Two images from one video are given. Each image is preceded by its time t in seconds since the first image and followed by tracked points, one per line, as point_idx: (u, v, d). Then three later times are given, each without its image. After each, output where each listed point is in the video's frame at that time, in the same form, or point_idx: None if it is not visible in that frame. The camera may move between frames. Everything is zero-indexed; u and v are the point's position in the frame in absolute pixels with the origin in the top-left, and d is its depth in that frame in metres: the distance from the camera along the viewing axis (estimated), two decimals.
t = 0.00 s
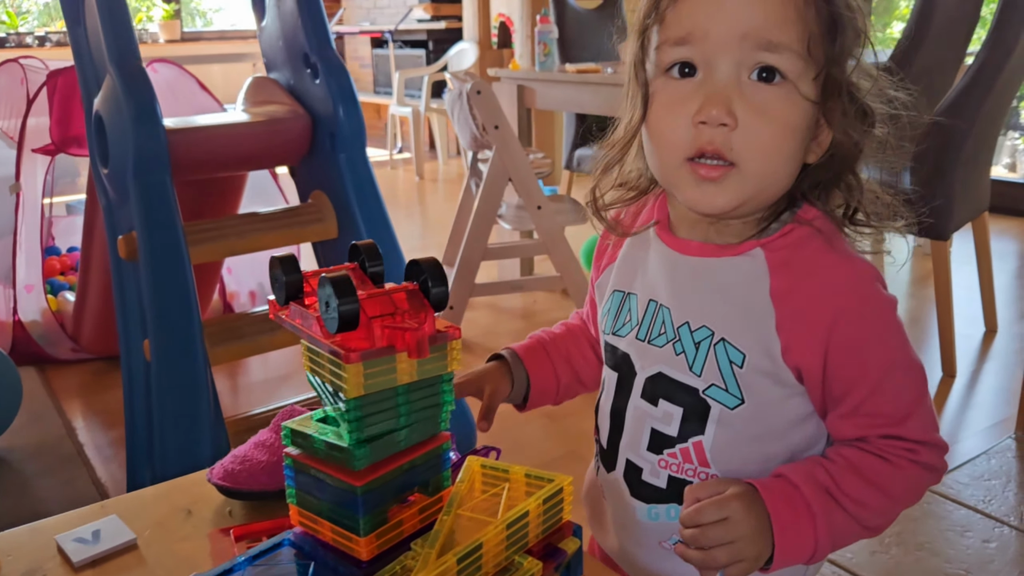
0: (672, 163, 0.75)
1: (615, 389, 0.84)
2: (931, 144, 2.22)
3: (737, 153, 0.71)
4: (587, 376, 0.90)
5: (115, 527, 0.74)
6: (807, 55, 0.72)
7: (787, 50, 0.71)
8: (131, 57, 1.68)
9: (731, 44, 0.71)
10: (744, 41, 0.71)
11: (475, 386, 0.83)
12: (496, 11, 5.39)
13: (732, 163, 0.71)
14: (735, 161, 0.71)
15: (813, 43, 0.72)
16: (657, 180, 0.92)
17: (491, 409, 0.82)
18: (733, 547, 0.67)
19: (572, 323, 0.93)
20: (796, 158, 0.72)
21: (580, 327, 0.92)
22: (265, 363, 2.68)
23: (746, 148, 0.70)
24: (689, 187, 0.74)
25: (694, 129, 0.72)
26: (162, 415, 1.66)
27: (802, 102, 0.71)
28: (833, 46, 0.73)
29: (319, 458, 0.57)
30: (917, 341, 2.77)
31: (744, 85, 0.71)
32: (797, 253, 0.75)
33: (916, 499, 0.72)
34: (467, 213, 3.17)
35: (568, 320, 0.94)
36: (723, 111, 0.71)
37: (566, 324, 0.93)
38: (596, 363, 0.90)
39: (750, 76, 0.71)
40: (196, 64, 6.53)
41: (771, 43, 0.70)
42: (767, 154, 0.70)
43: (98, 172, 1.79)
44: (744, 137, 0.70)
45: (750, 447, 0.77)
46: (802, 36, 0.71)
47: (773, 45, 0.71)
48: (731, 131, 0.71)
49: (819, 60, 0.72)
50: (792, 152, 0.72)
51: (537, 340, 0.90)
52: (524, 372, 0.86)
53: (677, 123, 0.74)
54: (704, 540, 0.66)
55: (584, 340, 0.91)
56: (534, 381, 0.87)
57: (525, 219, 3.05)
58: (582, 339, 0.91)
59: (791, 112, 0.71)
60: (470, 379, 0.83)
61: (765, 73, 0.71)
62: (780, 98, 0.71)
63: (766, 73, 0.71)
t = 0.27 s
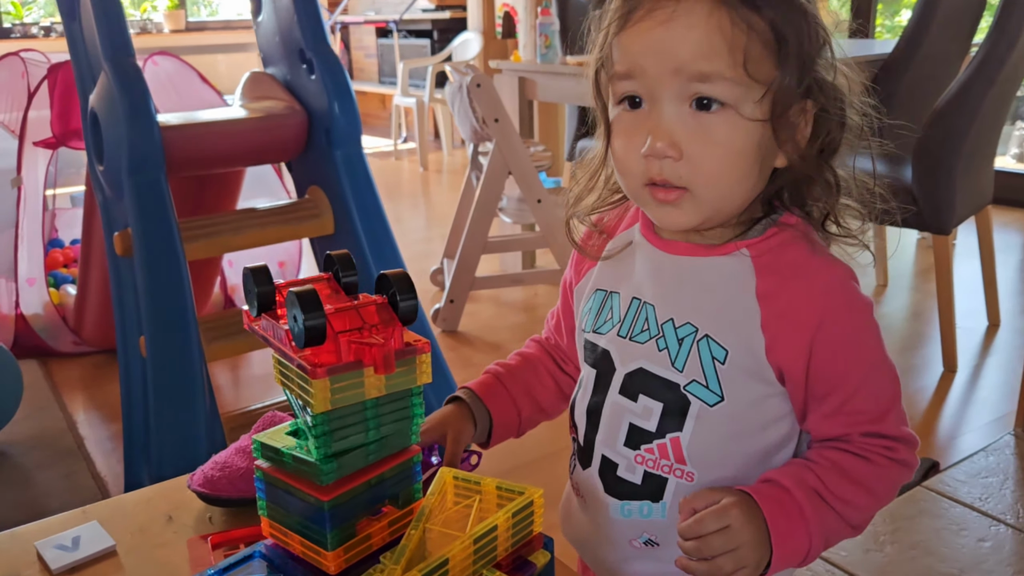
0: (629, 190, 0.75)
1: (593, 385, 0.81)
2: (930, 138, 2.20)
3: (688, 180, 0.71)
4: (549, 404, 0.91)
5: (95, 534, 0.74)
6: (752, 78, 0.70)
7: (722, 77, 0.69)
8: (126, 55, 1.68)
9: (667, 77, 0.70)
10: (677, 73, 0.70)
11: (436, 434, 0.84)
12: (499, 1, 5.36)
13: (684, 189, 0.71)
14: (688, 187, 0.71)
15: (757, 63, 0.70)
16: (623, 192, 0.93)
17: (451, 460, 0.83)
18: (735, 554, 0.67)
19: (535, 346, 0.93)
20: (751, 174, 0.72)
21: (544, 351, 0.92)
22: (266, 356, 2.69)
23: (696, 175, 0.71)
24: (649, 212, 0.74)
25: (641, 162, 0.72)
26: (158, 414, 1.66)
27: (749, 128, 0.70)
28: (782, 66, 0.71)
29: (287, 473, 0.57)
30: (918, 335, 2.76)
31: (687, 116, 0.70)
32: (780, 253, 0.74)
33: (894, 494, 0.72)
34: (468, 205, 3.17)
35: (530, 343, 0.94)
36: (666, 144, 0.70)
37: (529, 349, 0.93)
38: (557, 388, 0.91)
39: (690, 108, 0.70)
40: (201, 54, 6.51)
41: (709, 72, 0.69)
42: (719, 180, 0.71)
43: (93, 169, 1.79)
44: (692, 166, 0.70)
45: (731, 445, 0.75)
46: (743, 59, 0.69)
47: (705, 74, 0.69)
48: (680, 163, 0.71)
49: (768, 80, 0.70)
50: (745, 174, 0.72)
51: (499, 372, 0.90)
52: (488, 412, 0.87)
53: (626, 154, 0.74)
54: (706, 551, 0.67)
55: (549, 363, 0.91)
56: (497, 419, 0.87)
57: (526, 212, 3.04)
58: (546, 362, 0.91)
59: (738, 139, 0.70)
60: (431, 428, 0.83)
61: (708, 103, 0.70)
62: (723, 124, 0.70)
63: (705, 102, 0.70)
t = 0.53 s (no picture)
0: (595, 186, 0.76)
1: (577, 366, 0.82)
2: (948, 127, 2.15)
3: (641, 180, 0.72)
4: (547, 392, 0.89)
5: (83, 532, 0.73)
6: (686, 83, 0.69)
7: (652, 87, 0.68)
8: (129, 44, 1.67)
9: (604, 90, 0.70)
10: (610, 86, 0.69)
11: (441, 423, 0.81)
12: None
13: (639, 187, 0.72)
14: (642, 186, 0.72)
15: (689, 68, 0.68)
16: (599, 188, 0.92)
17: (459, 450, 0.81)
18: (714, 539, 0.68)
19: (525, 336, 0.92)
20: (705, 171, 0.72)
21: (535, 340, 0.91)
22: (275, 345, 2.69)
23: (647, 177, 0.71)
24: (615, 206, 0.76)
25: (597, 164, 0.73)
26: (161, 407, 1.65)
27: (688, 134, 0.70)
28: (718, 67, 0.69)
29: (267, 476, 0.56)
30: (932, 328, 2.73)
31: (628, 125, 0.70)
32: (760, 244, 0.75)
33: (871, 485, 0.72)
34: (478, 194, 3.15)
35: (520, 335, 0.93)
36: (610, 152, 0.71)
37: (519, 341, 0.91)
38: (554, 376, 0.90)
39: (628, 119, 0.70)
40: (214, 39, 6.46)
41: (640, 82, 0.68)
42: (670, 181, 0.71)
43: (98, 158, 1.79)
44: (641, 170, 0.71)
45: (709, 432, 0.75)
46: (673, 66, 0.68)
47: (636, 86, 0.69)
48: (629, 169, 0.71)
49: (705, 82, 0.69)
50: (696, 174, 0.71)
51: (493, 365, 0.88)
52: (489, 401, 0.85)
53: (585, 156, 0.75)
54: (686, 536, 0.67)
55: (541, 351, 0.90)
56: (499, 408, 0.86)
57: (536, 201, 3.02)
58: (538, 351, 0.90)
59: (678, 145, 0.70)
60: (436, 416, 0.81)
61: (645, 112, 0.69)
62: (664, 131, 0.70)
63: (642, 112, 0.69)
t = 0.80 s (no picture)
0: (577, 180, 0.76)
1: (556, 359, 0.81)
2: (969, 120, 2.00)
3: (621, 176, 0.71)
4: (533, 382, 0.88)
5: (69, 539, 0.73)
6: (669, 83, 0.68)
7: (637, 85, 0.68)
8: (134, 36, 1.66)
9: (589, 86, 0.69)
10: (595, 83, 0.69)
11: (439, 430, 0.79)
12: None
13: (619, 183, 0.72)
14: (622, 181, 0.72)
15: (673, 68, 0.68)
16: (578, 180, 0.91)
17: (467, 450, 0.79)
18: (679, 519, 0.69)
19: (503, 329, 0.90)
20: (685, 169, 0.72)
21: (515, 331, 0.89)
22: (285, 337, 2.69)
23: (628, 173, 0.71)
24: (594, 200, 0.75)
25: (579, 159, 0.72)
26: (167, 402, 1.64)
27: (671, 134, 0.69)
28: (702, 68, 0.68)
29: (242, 493, 0.56)
30: (948, 323, 2.69)
31: (610, 121, 0.70)
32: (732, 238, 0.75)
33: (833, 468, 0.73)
34: (489, 186, 3.13)
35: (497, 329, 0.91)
36: (594, 147, 0.70)
37: (498, 335, 0.89)
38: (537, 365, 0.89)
39: (612, 116, 0.69)
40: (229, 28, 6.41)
41: (626, 80, 0.68)
42: (650, 177, 0.71)
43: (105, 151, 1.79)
44: (622, 167, 0.71)
45: (683, 420, 0.75)
46: (658, 66, 0.68)
47: (621, 84, 0.68)
48: (609, 164, 0.71)
49: (689, 82, 0.68)
50: (675, 171, 0.71)
51: (480, 363, 0.86)
52: (485, 397, 0.83)
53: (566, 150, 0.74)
54: (653, 517, 0.69)
55: (522, 341, 0.88)
56: (493, 402, 0.84)
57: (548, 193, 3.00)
58: (519, 341, 0.88)
59: (661, 143, 0.70)
60: (432, 424, 0.79)
61: (628, 109, 0.69)
62: (646, 129, 0.69)
63: (626, 109, 0.69)
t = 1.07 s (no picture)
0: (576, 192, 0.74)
1: (555, 363, 0.79)
2: (990, 113, 1.93)
3: (622, 189, 0.70)
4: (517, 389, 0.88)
5: (63, 550, 0.73)
6: (671, 98, 0.67)
7: (640, 101, 0.67)
8: (143, 35, 1.67)
9: (590, 102, 0.68)
10: (597, 100, 0.67)
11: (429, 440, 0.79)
12: None
13: (620, 195, 0.71)
14: (623, 194, 0.71)
15: (674, 84, 0.67)
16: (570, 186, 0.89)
17: (457, 460, 0.78)
18: (690, 521, 0.68)
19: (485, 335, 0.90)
20: (685, 181, 0.71)
21: (498, 337, 0.89)
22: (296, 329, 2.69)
23: (629, 186, 0.70)
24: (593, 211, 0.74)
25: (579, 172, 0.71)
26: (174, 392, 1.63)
27: (674, 148, 0.68)
28: (701, 83, 0.68)
29: (227, 514, 0.56)
30: (965, 321, 2.65)
31: (611, 137, 0.68)
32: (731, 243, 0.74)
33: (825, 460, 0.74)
34: (501, 178, 3.11)
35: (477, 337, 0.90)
36: (596, 161, 0.69)
37: (480, 342, 0.89)
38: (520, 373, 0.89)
39: (614, 132, 0.68)
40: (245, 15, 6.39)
41: (628, 97, 0.67)
42: (653, 188, 0.70)
43: (116, 147, 1.79)
44: (625, 180, 0.69)
45: (681, 421, 0.75)
46: (659, 82, 0.67)
47: (623, 101, 0.67)
48: (611, 178, 0.69)
49: (688, 98, 0.68)
50: (677, 183, 0.70)
51: (467, 370, 0.85)
52: (473, 403, 0.83)
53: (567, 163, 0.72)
54: (664, 521, 0.68)
55: (506, 346, 0.88)
56: (480, 411, 0.83)
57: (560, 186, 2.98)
58: (503, 346, 0.88)
59: (665, 157, 0.69)
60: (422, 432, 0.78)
61: (631, 125, 0.68)
62: (648, 145, 0.68)
63: (629, 125, 0.68)
